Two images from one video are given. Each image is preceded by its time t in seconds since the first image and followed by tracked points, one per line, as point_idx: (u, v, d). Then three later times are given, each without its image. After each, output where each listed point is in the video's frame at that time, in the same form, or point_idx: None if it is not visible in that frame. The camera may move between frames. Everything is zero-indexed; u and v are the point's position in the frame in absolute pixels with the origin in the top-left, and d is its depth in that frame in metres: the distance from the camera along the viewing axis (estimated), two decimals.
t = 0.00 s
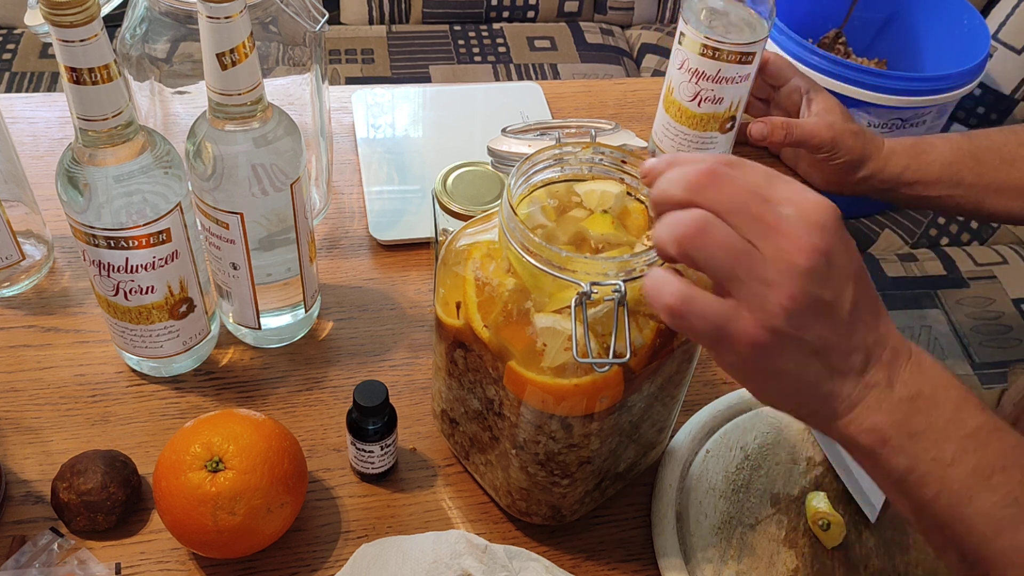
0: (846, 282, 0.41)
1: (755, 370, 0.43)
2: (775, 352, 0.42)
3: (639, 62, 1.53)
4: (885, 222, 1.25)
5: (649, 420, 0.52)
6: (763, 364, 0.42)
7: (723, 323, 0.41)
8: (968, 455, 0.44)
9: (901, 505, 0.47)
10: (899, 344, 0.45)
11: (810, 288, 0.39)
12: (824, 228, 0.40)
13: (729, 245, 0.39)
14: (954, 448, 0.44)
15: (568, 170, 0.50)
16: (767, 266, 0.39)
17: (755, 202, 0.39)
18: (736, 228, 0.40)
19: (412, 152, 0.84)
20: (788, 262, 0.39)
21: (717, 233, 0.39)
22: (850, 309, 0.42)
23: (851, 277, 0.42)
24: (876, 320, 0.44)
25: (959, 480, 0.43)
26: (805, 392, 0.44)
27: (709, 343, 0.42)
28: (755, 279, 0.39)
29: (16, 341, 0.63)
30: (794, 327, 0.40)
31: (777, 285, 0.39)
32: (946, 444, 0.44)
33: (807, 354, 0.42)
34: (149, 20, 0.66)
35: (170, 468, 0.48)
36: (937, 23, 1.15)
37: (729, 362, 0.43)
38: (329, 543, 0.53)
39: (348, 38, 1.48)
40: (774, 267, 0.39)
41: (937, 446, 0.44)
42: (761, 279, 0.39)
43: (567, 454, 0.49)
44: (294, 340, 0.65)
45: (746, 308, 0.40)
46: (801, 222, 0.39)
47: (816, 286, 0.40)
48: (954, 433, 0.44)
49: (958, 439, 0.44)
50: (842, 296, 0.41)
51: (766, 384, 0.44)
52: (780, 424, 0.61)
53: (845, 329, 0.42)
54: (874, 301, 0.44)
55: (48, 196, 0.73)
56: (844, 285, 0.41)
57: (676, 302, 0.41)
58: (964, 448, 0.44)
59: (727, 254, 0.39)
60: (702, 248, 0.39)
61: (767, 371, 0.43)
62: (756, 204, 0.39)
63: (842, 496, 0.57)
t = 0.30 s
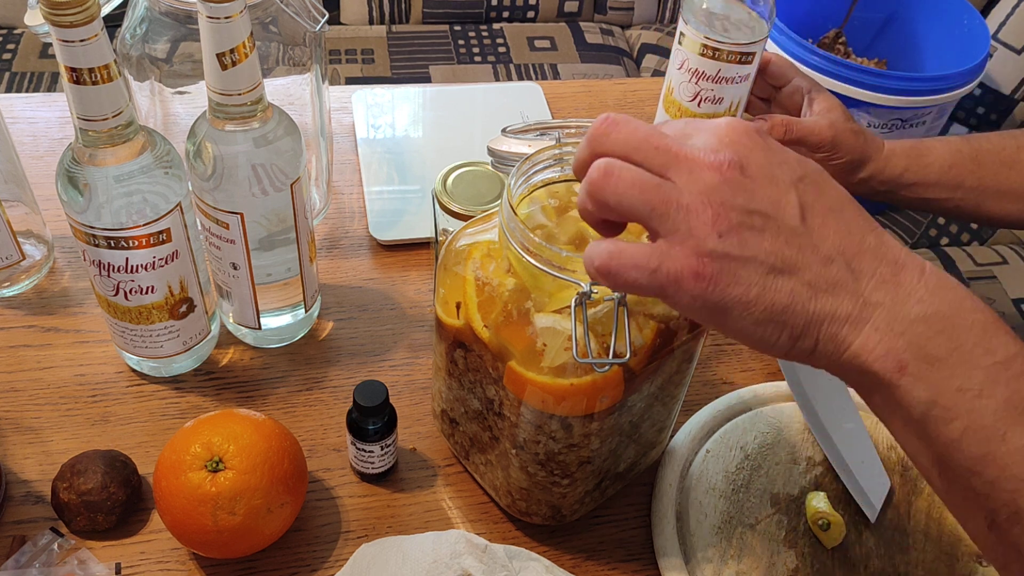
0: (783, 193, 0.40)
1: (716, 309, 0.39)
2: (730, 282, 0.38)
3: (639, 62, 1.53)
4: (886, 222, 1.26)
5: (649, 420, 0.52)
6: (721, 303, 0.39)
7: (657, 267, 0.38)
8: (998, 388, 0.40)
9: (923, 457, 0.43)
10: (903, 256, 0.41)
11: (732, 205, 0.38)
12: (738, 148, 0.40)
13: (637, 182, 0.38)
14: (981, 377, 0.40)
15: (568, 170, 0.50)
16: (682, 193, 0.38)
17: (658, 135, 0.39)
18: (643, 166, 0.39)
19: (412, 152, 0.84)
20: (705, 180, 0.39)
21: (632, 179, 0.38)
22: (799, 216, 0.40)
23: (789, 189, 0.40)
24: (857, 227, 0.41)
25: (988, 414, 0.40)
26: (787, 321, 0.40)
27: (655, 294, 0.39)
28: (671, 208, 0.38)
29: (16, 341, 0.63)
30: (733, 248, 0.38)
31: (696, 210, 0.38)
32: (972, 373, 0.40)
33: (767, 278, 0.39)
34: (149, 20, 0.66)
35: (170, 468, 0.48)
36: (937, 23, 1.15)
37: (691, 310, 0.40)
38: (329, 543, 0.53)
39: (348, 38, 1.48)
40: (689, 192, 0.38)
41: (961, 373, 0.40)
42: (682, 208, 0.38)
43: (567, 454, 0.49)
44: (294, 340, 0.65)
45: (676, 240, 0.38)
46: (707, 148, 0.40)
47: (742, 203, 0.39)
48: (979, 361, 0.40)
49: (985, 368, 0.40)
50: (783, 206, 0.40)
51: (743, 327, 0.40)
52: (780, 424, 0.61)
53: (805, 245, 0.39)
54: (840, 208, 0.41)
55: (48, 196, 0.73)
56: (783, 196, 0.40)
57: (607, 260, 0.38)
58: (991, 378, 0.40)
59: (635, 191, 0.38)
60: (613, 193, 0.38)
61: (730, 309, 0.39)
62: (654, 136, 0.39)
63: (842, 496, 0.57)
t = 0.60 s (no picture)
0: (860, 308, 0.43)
1: (778, 404, 0.45)
2: (797, 388, 0.44)
3: (639, 62, 1.53)
4: (886, 223, 1.28)
5: (649, 420, 0.52)
6: (787, 400, 0.45)
7: (735, 369, 0.43)
8: (1012, 479, 0.48)
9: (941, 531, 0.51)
10: (940, 360, 0.48)
11: (816, 326, 0.41)
12: (830, 257, 0.41)
13: (723, 296, 0.41)
14: (998, 472, 0.48)
15: (568, 170, 0.50)
16: (768, 309, 0.41)
17: (752, 243, 0.41)
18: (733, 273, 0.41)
19: (412, 152, 0.84)
20: (795, 301, 0.41)
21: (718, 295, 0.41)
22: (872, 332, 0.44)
23: (868, 302, 0.43)
24: (907, 336, 0.47)
25: (1002, 504, 0.47)
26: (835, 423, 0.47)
27: (729, 387, 0.44)
28: (757, 325, 0.41)
29: (16, 341, 0.63)
30: (810, 366, 0.42)
31: (780, 330, 0.41)
32: (989, 468, 0.48)
33: (833, 386, 0.45)
34: (149, 20, 0.66)
35: (169, 468, 0.48)
36: (937, 23, 1.15)
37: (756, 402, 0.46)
38: (329, 543, 0.53)
39: (348, 38, 1.48)
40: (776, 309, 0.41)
41: (979, 469, 0.48)
42: (768, 325, 0.41)
43: (567, 454, 0.49)
44: (294, 340, 0.65)
45: (756, 351, 0.43)
46: (801, 260, 0.41)
47: (824, 320, 0.41)
48: (997, 457, 0.48)
49: (1003, 462, 0.48)
50: (859, 324, 0.43)
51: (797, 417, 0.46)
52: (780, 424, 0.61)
53: (870, 357, 0.45)
54: (899, 316, 0.46)
55: (48, 196, 0.73)
56: (859, 313, 0.43)
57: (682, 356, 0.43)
58: (1005, 471, 0.48)
59: (720, 303, 0.41)
60: (699, 301, 0.41)
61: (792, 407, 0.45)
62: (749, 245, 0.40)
63: (843, 496, 0.57)
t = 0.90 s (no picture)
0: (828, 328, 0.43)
1: (746, 420, 0.45)
2: (763, 404, 0.44)
3: (639, 62, 1.53)
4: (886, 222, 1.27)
5: (649, 421, 0.52)
6: (753, 416, 0.45)
7: (705, 384, 0.43)
8: (983, 499, 0.48)
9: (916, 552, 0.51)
10: (911, 382, 0.48)
11: (784, 340, 0.42)
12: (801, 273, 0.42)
13: (697, 304, 0.41)
14: (968, 492, 0.48)
15: (568, 170, 0.50)
16: (740, 323, 0.41)
17: (728, 254, 0.41)
18: (706, 281, 0.42)
19: (412, 152, 0.84)
20: (764, 313, 0.41)
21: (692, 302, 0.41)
22: (841, 351, 0.44)
23: (839, 323, 0.43)
24: (879, 361, 0.46)
25: (974, 523, 0.48)
26: (801, 440, 0.46)
27: (700, 401, 0.44)
28: (727, 338, 0.41)
29: (16, 341, 0.63)
30: (778, 382, 0.43)
31: (750, 342, 0.41)
32: (960, 489, 0.48)
33: (803, 405, 0.44)
34: (149, 20, 0.66)
35: (170, 468, 0.48)
36: (937, 23, 1.15)
37: (725, 415, 0.45)
38: (329, 543, 0.53)
39: (348, 38, 1.48)
40: (747, 323, 0.41)
41: (950, 490, 0.48)
42: (735, 337, 0.41)
43: (567, 454, 0.49)
44: (294, 340, 0.65)
45: (725, 364, 0.42)
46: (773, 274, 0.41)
47: (793, 336, 0.42)
48: (966, 478, 0.48)
49: (972, 483, 0.48)
50: (827, 341, 0.43)
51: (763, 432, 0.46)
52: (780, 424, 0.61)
53: (838, 376, 0.44)
54: (876, 340, 0.46)
55: (48, 196, 0.73)
56: (827, 332, 0.43)
57: (652, 368, 0.42)
58: (975, 490, 0.48)
59: (692, 313, 0.41)
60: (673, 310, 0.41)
61: (759, 422, 0.45)
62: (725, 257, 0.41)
63: (843, 496, 0.57)
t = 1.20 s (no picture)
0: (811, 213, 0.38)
1: (694, 292, 0.38)
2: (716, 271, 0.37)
3: (639, 63, 1.53)
4: (886, 222, 1.27)
5: (649, 420, 0.52)
6: (702, 286, 0.37)
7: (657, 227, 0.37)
8: (971, 425, 0.37)
9: (896, 496, 0.41)
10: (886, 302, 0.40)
11: (756, 199, 0.36)
12: (784, 150, 0.38)
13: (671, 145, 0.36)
14: (952, 417, 0.37)
15: (568, 170, 0.50)
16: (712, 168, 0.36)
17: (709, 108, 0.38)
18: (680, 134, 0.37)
19: (412, 152, 0.84)
20: (739, 166, 0.36)
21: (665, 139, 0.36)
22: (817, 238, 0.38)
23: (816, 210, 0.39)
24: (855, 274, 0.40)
25: (961, 451, 0.37)
26: (756, 334, 0.38)
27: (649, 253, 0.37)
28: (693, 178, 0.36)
29: (16, 341, 0.63)
30: (740, 242, 0.36)
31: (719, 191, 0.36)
32: (942, 412, 0.37)
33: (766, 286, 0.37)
34: (149, 20, 0.66)
35: (170, 468, 0.48)
36: (937, 23, 1.15)
37: (667, 287, 0.38)
38: (329, 543, 0.53)
39: (348, 38, 1.48)
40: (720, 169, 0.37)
41: (931, 414, 0.37)
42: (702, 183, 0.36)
43: (567, 454, 0.49)
44: (294, 340, 0.65)
45: (685, 212, 0.37)
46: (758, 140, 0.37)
47: (767, 198, 0.36)
48: (950, 400, 0.38)
49: (957, 409, 0.38)
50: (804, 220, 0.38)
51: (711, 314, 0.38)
52: (780, 424, 0.61)
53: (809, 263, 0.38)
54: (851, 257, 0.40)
55: (48, 196, 0.73)
56: (807, 215, 0.38)
57: (609, 197, 0.37)
58: (962, 417, 0.38)
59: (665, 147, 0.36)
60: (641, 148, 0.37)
61: (707, 297, 0.37)
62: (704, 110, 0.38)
63: (843, 496, 0.57)
